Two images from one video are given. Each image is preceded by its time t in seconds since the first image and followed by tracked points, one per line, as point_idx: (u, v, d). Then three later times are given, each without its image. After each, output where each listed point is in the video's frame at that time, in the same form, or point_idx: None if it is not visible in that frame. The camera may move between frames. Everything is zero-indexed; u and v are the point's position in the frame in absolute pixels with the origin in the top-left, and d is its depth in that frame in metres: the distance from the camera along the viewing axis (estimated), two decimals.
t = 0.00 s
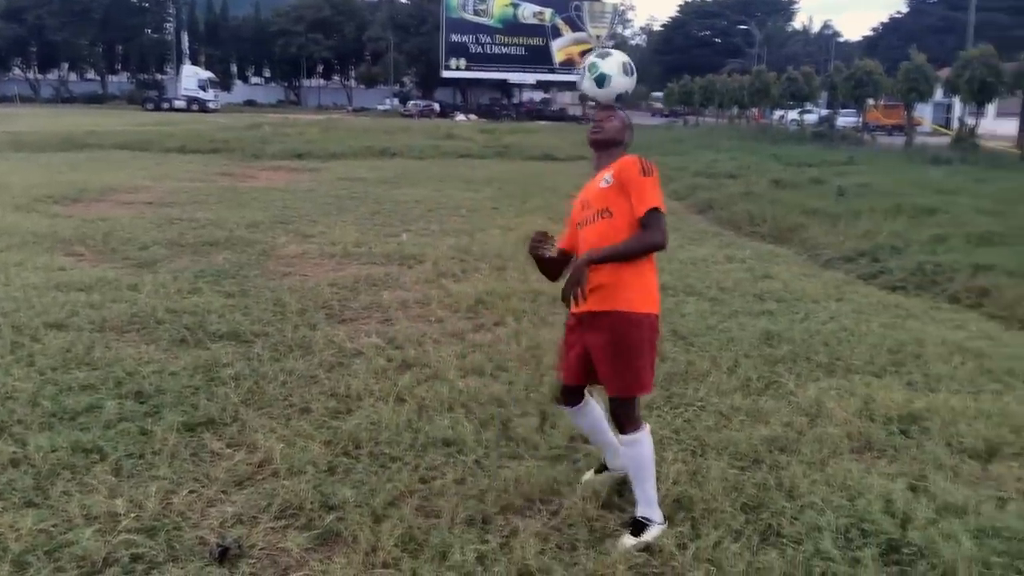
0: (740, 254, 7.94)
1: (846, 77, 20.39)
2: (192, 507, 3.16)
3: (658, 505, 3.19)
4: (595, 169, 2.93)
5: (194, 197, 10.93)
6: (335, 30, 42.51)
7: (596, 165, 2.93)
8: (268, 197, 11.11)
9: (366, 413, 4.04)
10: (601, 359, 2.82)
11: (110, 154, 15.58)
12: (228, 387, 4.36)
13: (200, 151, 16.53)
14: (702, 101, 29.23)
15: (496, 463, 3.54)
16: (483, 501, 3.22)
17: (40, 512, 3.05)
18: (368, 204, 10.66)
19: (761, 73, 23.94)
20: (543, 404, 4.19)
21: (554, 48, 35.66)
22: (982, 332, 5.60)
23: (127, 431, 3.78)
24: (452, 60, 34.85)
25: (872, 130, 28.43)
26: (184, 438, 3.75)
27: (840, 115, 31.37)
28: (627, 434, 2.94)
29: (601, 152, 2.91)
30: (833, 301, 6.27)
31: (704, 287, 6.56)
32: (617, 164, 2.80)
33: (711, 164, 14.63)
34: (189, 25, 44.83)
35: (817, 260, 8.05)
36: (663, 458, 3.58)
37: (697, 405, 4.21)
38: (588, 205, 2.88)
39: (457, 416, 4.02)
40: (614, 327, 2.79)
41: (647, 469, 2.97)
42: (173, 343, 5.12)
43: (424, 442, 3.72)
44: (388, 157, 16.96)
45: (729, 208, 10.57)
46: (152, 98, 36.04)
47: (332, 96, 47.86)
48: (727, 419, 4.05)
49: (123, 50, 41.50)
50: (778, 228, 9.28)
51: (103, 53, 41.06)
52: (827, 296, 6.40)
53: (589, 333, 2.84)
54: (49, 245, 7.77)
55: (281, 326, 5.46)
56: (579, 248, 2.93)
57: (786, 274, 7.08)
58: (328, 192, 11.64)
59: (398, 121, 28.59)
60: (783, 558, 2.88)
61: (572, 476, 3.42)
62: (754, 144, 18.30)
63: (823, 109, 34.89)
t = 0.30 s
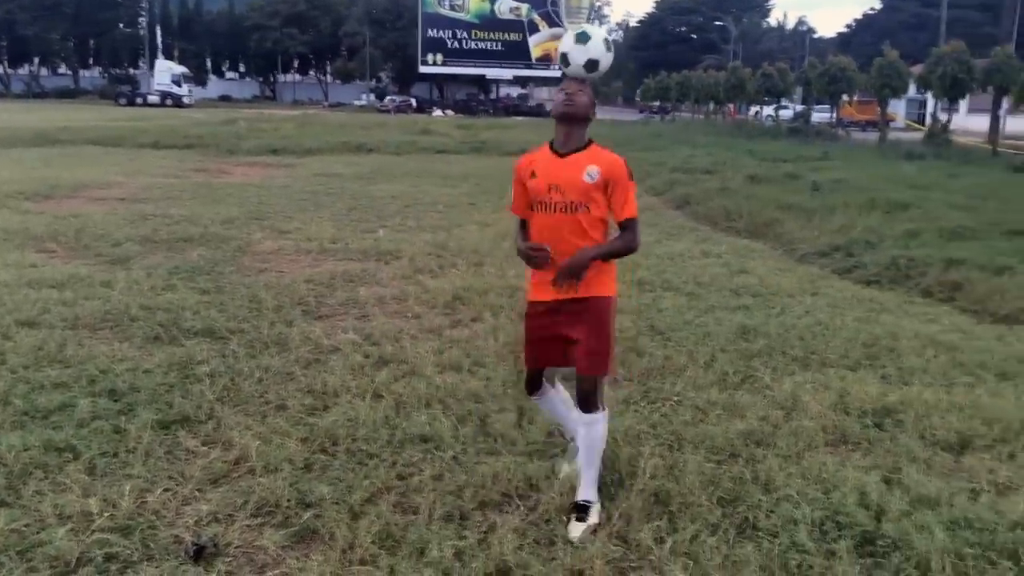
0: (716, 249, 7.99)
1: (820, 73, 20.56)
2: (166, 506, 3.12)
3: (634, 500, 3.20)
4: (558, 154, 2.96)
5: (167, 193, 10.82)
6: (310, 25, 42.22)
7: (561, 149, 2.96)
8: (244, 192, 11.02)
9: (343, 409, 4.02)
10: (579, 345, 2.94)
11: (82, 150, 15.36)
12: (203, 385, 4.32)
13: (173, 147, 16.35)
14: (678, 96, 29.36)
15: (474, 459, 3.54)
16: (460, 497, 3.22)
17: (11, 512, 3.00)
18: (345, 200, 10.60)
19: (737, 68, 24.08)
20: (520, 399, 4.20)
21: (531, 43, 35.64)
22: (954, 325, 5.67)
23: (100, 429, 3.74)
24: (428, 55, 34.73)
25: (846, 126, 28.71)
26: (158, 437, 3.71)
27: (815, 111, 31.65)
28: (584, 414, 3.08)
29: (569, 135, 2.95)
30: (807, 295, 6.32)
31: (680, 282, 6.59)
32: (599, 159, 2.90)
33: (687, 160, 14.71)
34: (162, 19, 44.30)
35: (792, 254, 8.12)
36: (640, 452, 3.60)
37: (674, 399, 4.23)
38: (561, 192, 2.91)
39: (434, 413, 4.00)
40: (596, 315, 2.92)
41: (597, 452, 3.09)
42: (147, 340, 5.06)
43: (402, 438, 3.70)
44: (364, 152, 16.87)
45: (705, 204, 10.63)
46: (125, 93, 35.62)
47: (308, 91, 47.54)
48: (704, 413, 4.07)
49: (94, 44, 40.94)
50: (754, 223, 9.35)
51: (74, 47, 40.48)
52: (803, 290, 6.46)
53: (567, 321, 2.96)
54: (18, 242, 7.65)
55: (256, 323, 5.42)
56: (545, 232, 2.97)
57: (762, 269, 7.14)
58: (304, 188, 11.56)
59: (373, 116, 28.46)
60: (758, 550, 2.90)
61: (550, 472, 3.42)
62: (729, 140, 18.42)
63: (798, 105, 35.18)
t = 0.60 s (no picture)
0: (708, 247, 7.99)
1: (811, 71, 20.60)
2: (156, 505, 3.11)
3: (626, 498, 3.19)
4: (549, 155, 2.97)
5: (158, 190, 10.77)
6: (301, 22, 42.11)
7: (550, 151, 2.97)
8: (235, 190, 10.98)
9: (335, 408, 4.00)
10: (561, 342, 3.03)
11: (72, 147, 15.28)
12: (193, 383, 4.30)
13: (163, 145, 16.26)
14: (669, 94, 29.39)
15: (466, 457, 3.53)
16: (452, 495, 3.22)
17: (1, 512, 2.99)
18: (336, 197, 10.57)
19: (728, 66, 24.13)
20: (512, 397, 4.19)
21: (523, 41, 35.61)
22: (944, 323, 5.68)
23: (90, 428, 3.72)
24: (420, 53, 34.67)
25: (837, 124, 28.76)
26: (148, 436, 3.69)
27: (806, 109, 31.72)
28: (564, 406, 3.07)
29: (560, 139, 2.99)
30: (799, 293, 6.33)
31: (672, 279, 6.59)
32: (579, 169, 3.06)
33: (679, 157, 14.72)
34: (152, 15, 44.09)
35: (784, 252, 8.14)
36: (632, 450, 3.59)
37: (665, 397, 4.23)
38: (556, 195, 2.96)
39: (425, 411, 3.99)
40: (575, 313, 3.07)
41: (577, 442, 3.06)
42: (138, 339, 5.04)
43: (394, 437, 3.69)
44: (356, 150, 16.82)
45: (697, 201, 10.65)
46: (115, 91, 35.45)
47: (299, 89, 47.42)
48: (696, 411, 4.07)
49: (84, 41, 40.71)
50: (746, 221, 9.37)
51: (63, 44, 40.25)
52: (794, 288, 6.48)
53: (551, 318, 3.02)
54: (7, 240, 7.60)
55: (247, 321, 5.40)
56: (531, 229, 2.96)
57: (753, 267, 7.14)
58: (296, 186, 11.52)
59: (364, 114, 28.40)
60: (748, 548, 2.91)
61: (542, 470, 3.42)
62: (721, 137, 18.46)
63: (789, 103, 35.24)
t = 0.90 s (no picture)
0: (698, 248, 8.01)
1: (801, 73, 20.67)
2: (145, 509, 3.09)
3: (617, 499, 3.19)
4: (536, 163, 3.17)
5: (147, 192, 10.72)
6: (292, 23, 42.15)
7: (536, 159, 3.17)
8: (225, 191, 10.94)
9: (325, 410, 3.99)
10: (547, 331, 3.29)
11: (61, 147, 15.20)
12: (182, 386, 4.27)
13: (154, 146, 16.20)
14: (660, 96, 29.45)
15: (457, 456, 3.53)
16: (443, 497, 3.21)
17: None
18: (327, 199, 10.54)
19: (719, 68, 24.19)
20: (502, 398, 4.18)
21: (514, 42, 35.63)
22: (934, 323, 5.71)
23: (78, 431, 3.69)
24: (411, 54, 34.66)
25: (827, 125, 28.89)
26: (138, 438, 3.67)
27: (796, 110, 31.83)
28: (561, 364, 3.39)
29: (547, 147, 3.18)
30: (789, 294, 6.35)
31: (662, 280, 6.61)
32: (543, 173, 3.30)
33: (670, 159, 14.75)
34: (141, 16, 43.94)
35: (774, 253, 8.16)
36: (623, 451, 3.59)
37: (656, 398, 4.23)
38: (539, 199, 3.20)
39: (415, 414, 3.97)
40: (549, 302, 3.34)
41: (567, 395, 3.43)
42: (127, 341, 5.01)
43: (385, 440, 3.69)
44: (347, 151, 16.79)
45: (687, 203, 10.67)
46: (104, 92, 35.35)
47: (290, 90, 47.38)
48: (686, 412, 4.07)
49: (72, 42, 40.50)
50: (736, 222, 9.39)
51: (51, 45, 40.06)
52: (785, 289, 6.49)
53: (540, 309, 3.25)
54: None
55: (237, 323, 5.37)
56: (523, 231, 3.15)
57: (744, 268, 7.16)
58: (286, 187, 11.49)
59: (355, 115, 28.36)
60: (738, 549, 2.92)
61: (533, 471, 3.42)
62: (711, 138, 18.50)
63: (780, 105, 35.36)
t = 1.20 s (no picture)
0: (688, 247, 8.02)
1: (790, 71, 20.72)
2: (134, 510, 3.08)
3: (608, 498, 3.19)
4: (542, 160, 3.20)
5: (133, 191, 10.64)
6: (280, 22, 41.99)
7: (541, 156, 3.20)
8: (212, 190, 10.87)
9: (315, 410, 3.98)
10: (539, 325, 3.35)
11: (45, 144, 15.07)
12: (171, 386, 4.25)
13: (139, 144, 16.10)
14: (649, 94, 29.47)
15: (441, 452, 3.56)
16: (433, 497, 3.21)
17: None
18: (315, 198, 10.50)
19: (708, 66, 24.21)
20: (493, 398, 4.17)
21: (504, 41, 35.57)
22: (922, 322, 5.74)
23: (66, 432, 3.67)
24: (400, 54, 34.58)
25: (816, 123, 28.96)
26: (126, 439, 3.65)
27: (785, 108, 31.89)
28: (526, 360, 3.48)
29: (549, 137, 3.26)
30: (778, 293, 6.37)
31: (652, 279, 6.62)
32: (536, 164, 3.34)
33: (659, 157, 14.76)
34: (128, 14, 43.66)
35: (763, 252, 8.18)
36: (614, 450, 3.60)
37: (646, 397, 4.24)
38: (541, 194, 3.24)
39: (405, 413, 3.96)
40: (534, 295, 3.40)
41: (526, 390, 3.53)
42: (114, 341, 4.98)
43: (375, 440, 3.68)
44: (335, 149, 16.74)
45: (677, 201, 10.68)
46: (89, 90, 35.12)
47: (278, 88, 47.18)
48: (676, 410, 4.08)
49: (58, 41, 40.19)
50: (726, 221, 9.41)
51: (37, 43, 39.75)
52: (774, 288, 6.51)
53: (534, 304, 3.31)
54: None
55: (226, 323, 5.35)
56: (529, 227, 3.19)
57: (734, 267, 7.18)
58: (274, 186, 11.44)
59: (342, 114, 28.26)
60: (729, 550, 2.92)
61: (523, 469, 3.40)
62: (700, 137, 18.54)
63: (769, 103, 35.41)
